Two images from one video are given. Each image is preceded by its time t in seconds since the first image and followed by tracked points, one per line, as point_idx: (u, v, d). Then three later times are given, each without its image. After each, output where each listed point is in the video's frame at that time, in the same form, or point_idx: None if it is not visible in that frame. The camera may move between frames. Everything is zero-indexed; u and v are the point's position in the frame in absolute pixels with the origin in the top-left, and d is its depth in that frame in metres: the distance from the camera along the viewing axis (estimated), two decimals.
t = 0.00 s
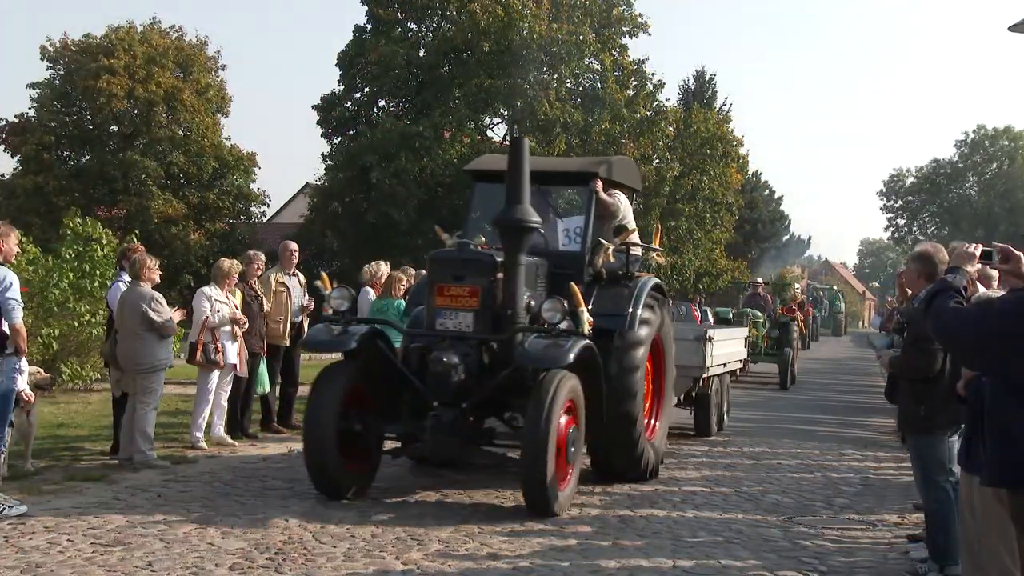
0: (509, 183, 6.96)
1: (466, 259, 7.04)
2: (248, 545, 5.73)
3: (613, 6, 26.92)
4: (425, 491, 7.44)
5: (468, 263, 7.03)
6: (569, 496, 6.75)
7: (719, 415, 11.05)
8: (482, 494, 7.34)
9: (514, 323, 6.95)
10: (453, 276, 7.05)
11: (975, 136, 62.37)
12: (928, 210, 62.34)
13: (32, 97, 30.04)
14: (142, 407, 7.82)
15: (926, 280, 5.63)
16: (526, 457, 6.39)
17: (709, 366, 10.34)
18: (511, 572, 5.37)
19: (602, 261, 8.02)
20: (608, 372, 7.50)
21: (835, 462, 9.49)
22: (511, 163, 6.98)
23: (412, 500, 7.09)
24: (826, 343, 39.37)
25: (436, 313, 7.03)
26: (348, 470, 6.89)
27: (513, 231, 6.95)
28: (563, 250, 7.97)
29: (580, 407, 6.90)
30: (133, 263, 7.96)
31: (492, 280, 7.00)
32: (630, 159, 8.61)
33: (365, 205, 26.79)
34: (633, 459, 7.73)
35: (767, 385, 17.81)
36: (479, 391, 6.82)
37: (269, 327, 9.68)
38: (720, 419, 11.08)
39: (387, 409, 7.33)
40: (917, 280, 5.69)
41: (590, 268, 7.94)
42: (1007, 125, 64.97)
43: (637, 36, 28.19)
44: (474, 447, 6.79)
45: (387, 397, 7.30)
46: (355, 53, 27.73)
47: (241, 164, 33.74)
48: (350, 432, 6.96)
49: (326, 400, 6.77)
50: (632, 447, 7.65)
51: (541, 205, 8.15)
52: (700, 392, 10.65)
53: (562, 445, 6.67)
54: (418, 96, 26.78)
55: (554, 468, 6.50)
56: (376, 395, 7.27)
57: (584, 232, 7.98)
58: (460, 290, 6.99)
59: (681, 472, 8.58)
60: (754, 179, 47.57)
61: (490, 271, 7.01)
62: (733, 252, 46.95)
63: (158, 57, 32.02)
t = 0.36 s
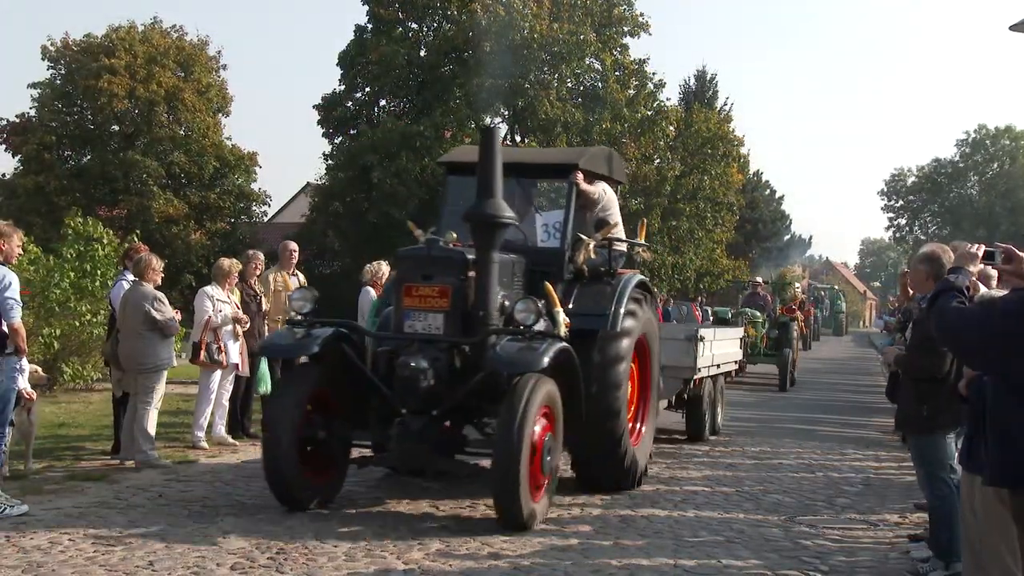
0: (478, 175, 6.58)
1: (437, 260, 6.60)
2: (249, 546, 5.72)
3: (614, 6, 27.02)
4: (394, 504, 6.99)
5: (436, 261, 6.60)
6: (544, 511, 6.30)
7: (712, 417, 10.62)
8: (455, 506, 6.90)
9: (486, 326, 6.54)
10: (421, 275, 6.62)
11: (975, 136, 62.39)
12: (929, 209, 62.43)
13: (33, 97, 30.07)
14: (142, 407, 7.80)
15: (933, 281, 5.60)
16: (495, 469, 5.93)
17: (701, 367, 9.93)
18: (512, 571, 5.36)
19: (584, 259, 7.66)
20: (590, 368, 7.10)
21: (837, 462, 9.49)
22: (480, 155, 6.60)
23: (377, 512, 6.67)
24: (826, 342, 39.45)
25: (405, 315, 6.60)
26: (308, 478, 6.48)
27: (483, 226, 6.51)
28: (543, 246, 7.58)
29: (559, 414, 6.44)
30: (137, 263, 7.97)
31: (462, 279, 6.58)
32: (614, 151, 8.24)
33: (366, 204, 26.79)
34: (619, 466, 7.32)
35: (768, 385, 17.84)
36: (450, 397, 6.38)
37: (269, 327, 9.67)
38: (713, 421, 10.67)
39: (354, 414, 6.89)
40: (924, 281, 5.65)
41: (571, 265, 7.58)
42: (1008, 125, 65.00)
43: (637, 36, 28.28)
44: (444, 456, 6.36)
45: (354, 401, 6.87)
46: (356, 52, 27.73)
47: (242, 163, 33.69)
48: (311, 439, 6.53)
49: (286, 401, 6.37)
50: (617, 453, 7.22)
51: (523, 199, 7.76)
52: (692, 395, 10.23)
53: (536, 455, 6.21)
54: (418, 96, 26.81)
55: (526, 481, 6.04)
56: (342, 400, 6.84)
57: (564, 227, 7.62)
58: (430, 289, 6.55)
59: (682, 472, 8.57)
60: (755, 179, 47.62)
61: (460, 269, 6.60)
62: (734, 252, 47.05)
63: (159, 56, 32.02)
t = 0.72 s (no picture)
0: (446, 168, 6.23)
1: (403, 254, 6.20)
2: (249, 546, 5.72)
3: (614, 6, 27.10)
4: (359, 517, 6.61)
5: (403, 257, 6.21)
6: (516, 524, 5.91)
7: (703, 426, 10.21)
8: (422, 519, 6.52)
9: (453, 326, 6.14)
10: (386, 272, 6.24)
11: (976, 137, 62.43)
12: (929, 209, 62.53)
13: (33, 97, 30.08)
14: (142, 407, 7.81)
15: (934, 282, 5.59)
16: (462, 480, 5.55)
17: (693, 372, 9.53)
18: (512, 570, 5.36)
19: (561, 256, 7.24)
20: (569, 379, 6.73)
21: (837, 463, 9.50)
22: (448, 146, 6.25)
23: (341, 526, 6.29)
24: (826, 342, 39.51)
25: (368, 315, 6.22)
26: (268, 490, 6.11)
27: (451, 220, 6.14)
28: (518, 244, 7.11)
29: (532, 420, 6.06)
30: (139, 263, 7.96)
31: (429, 276, 6.20)
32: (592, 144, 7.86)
33: (366, 205, 26.81)
34: (597, 476, 6.93)
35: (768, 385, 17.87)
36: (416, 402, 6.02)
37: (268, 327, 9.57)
38: (704, 429, 10.28)
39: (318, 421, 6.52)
40: (926, 282, 5.62)
41: (548, 263, 7.18)
42: (1008, 125, 65.04)
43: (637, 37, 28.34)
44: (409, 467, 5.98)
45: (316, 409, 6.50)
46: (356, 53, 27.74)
47: (242, 164, 33.67)
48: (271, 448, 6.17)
49: (243, 408, 6.00)
50: (595, 461, 6.83)
51: (498, 194, 7.35)
52: (683, 401, 9.83)
53: (507, 465, 5.83)
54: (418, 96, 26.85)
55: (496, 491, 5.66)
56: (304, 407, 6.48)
57: (540, 223, 7.15)
58: (395, 287, 6.16)
59: (682, 472, 8.59)
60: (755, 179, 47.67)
61: (427, 266, 6.21)
62: (734, 252, 47.17)
63: (159, 57, 32.02)
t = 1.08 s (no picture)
0: (409, 158, 5.75)
1: (363, 252, 5.71)
2: (251, 547, 5.71)
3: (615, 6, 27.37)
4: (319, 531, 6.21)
5: (363, 254, 5.70)
6: (484, 537, 5.53)
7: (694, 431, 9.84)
8: (386, 533, 6.13)
9: (419, 328, 5.67)
10: (346, 271, 5.76)
11: (977, 137, 62.57)
12: (930, 209, 62.56)
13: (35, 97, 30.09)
14: (144, 407, 7.81)
15: (937, 282, 5.58)
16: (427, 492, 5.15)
17: (683, 375, 9.18)
18: (512, 571, 5.36)
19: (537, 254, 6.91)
20: (546, 371, 6.39)
21: (839, 463, 9.50)
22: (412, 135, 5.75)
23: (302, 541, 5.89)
24: (827, 341, 39.55)
25: (327, 316, 5.76)
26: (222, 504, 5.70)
27: (415, 215, 5.68)
28: (492, 239, 6.81)
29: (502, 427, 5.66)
30: (142, 263, 7.95)
31: (392, 275, 5.72)
32: (570, 136, 7.51)
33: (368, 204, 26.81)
34: (573, 483, 6.56)
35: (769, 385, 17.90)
36: (379, 409, 5.59)
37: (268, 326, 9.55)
38: (695, 434, 9.90)
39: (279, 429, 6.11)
40: (929, 281, 5.62)
41: (523, 260, 6.84)
42: (1010, 125, 64.98)
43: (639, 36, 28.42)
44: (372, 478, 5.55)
45: (276, 417, 6.09)
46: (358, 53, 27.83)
47: (244, 163, 33.67)
48: (225, 459, 5.75)
49: (194, 416, 5.59)
50: (572, 464, 6.45)
51: (470, 188, 7.01)
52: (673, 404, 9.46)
53: (473, 474, 5.43)
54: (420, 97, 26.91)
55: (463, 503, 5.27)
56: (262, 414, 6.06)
57: (515, 217, 6.87)
58: (356, 287, 5.71)
59: (683, 472, 8.59)
60: (757, 179, 47.70)
61: (390, 264, 5.72)
62: (736, 252, 47.24)
63: (161, 56, 32.02)
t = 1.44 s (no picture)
0: (373, 143, 5.44)
1: (324, 241, 5.49)
2: (252, 549, 5.72)
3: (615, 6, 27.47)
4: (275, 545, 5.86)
5: (322, 243, 5.49)
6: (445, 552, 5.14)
7: (686, 437, 9.49)
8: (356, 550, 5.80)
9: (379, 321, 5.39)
10: (306, 260, 5.54)
11: (977, 137, 62.71)
12: (930, 210, 62.54)
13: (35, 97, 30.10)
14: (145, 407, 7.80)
15: (936, 283, 5.55)
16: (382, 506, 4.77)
17: (672, 380, 8.83)
18: (511, 572, 5.36)
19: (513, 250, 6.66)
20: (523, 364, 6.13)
21: (839, 463, 9.49)
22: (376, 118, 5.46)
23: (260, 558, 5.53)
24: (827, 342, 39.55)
25: (284, 308, 5.52)
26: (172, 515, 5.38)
27: (380, 202, 5.39)
28: (466, 236, 6.57)
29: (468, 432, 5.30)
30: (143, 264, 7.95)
31: (355, 266, 5.48)
32: (556, 129, 7.29)
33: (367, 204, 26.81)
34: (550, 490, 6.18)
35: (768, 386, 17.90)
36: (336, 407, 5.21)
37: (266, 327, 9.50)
38: (686, 441, 9.56)
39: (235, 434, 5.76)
40: (928, 282, 5.58)
41: (499, 256, 6.60)
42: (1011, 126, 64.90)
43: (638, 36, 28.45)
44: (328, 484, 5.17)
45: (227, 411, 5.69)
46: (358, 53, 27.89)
47: (244, 164, 33.69)
48: (174, 465, 5.39)
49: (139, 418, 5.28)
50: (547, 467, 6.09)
51: (446, 183, 6.78)
52: (662, 411, 9.12)
53: (434, 482, 5.03)
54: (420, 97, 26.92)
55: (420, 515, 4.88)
56: (216, 415, 5.71)
57: (492, 212, 6.63)
58: (317, 277, 5.47)
59: (682, 472, 8.59)
60: (756, 179, 47.67)
61: (353, 254, 5.48)
62: (736, 252, 47.25)
63: (161, 57, 32.07)
